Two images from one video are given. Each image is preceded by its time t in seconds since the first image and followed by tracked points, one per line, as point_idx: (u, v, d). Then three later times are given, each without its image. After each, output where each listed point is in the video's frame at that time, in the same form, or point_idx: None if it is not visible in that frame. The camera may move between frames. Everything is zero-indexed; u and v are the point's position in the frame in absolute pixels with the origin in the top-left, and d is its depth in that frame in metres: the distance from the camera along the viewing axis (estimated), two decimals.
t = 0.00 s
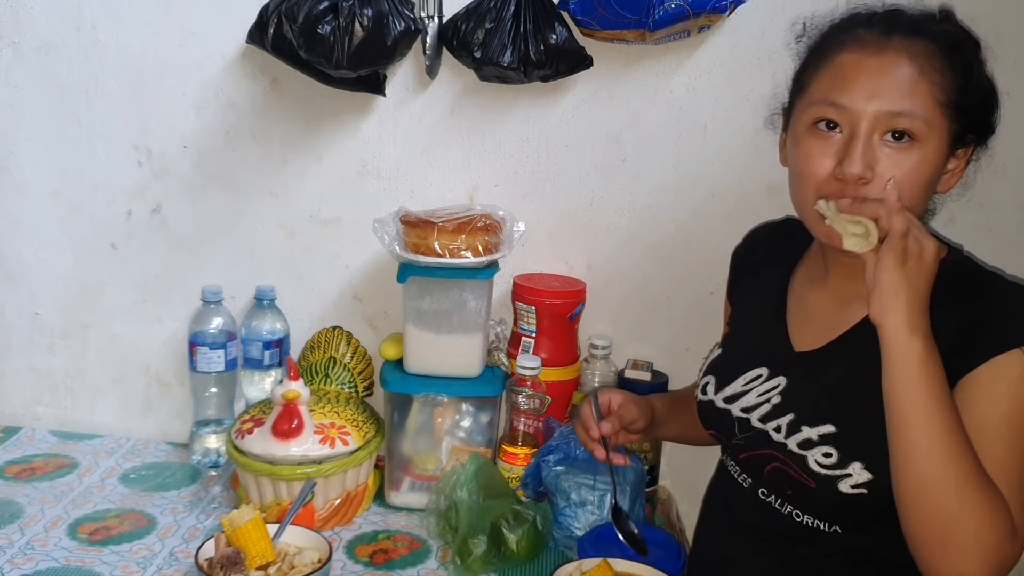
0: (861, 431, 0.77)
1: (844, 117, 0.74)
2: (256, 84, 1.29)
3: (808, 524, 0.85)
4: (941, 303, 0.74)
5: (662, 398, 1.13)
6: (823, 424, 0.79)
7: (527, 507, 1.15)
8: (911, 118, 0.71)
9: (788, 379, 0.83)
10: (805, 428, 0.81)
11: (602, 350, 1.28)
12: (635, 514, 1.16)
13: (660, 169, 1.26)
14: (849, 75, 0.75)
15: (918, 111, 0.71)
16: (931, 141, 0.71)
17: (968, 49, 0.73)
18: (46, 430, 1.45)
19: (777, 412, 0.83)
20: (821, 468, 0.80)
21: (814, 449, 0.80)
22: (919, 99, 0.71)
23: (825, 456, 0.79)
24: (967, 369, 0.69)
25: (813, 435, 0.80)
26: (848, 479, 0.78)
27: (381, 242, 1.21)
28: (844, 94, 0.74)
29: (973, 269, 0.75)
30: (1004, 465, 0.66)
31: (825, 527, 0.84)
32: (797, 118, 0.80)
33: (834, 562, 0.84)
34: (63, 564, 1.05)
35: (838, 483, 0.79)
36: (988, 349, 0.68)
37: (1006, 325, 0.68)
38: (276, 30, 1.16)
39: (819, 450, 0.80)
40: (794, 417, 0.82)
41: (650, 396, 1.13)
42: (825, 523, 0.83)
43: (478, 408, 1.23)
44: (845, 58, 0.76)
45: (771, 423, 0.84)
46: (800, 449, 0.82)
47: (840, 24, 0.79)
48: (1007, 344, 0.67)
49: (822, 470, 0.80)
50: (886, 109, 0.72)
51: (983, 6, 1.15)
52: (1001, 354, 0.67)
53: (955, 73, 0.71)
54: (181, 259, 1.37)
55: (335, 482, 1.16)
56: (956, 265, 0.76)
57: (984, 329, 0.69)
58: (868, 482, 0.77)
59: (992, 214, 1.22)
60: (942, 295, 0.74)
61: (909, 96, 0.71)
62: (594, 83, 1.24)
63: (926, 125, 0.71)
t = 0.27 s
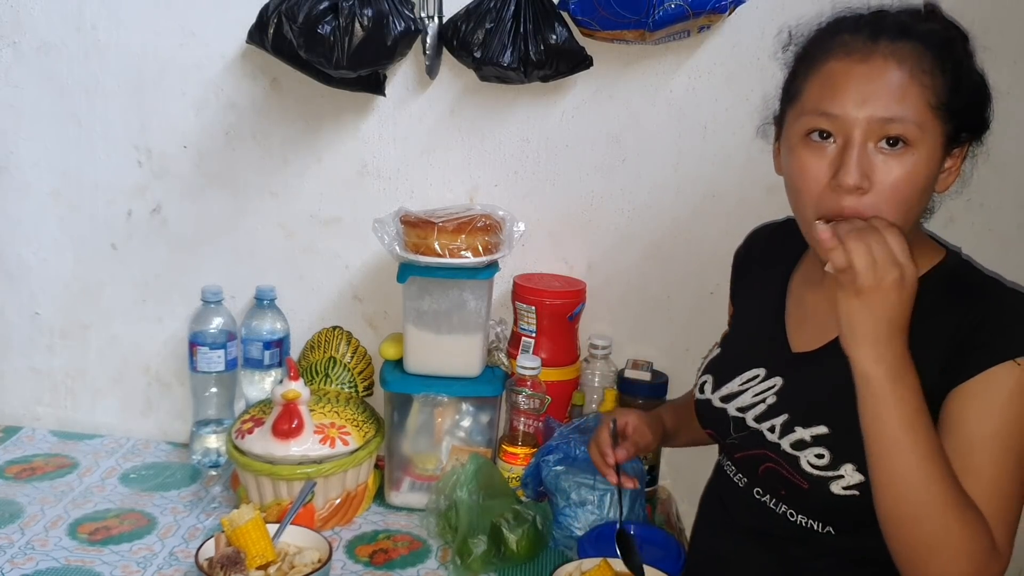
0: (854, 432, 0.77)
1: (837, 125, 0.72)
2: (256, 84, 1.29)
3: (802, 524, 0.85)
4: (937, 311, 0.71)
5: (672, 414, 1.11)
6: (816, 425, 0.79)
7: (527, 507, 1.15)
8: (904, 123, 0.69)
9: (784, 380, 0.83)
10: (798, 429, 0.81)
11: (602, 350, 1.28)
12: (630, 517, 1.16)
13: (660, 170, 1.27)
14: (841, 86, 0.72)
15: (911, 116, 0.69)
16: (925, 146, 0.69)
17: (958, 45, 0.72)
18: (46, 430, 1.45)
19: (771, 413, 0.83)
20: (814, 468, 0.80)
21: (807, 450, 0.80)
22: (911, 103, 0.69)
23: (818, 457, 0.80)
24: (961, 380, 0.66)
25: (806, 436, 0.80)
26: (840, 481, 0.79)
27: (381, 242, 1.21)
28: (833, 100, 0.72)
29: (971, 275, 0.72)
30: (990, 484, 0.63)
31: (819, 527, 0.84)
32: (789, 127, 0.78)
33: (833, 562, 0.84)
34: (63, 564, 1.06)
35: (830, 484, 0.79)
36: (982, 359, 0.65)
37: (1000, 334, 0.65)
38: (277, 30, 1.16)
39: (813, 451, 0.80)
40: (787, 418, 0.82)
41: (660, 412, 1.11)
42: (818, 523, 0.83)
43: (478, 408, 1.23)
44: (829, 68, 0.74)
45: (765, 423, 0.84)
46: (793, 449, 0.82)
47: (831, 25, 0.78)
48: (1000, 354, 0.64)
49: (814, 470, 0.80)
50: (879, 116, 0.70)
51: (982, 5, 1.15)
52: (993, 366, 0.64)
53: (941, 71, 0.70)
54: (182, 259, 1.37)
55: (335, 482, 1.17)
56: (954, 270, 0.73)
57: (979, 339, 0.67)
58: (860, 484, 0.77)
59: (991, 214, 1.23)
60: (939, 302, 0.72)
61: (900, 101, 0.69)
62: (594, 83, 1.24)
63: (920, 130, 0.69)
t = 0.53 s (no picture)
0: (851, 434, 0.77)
1: (819, 145, 0.69)
2: (256, 84, 1.30)
3: (802, 525, 0.84)
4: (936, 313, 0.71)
5: (685, 436, 1.10)
6: (813, 427, 0.79)
7: (527, 506, 1.15)
8: (887, 140, 0.65)
9: (784, 381, 0.83)
10: (795, 431, 0.81)
11: (601, 350, 1.28)
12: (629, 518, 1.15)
13: (660, 170, 1.27)
14: (824, 106, 0.68)
15: (893, 132, 0.65)
16: (910, 161, 0.65)
17: (950, 48, 0.67)
18: (46, 430, 1.45)
19: (770, 414, 0.83)
20: (810, 471, 0.80)
21: (803, 452, 0.80)
22: (891, 120, 0.65)
23: (814, 459, 0.79)
24: (956, 386, 0.66)
25: (803, 438, 0.80)
26: (836, 483, 0.78)
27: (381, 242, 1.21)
28: (819, 129, 0.68)
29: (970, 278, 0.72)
30: (978, 496, 0.63)
31: (818, 528, 0.83)
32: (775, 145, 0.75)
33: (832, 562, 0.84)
34: (63, 564, 1.06)
35: (826, 486, 0.79)
36: (978, 367, 0.65)
37: (996, 340, 0.65)
38: (277, 30, 1.16)
39: (809, 452, 0.80)
40: (786, 420, 0.82)
41: (673, 431, 1.11)
42: (818, 524, 0.83)
43: (478, 408, 1.24)
44: (812, 89, 0.69)
45: (764, 424, 0.84)
46: (790, 451, 0.82)
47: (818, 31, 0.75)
48: (995, 361, 0.64)
49: (811, 472, 0.80)
50: (859, 134, 0.66)
51: (983, 5, 1.15)
52: (988, 374, 0.64)
53: (932, 85, 0.66)
54: (182, 259, 1.37)
55: (335, 482, 1.17)
56: (954, 272, 0.73)
57: (975, 344, 0.66)
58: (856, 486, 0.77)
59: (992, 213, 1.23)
60: (937, 305, 0.71)
61: (881, 119, 0.66)
62: (594, 83, 1.24)
63: (904, 146, 0.65)
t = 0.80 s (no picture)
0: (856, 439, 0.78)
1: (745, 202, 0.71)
2: (257, 83, 1.30)
3: (807, 527, 0.85)
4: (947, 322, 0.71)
5: (693, 456, 1.09)
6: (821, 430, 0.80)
7: (527, 506, 1.15)
8: (791, 203, 0.67)
9: (793, 384, 0.83)
10: (804, 434, 0.82)
11: (602, 350, 1.29)
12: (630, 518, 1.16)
13: (660, 170, 1.27)
14: (756, 160, 0.69)
15: (793, 195, 0.66)
16: (822, 214, 0.66)
17: (889, 60, 0.68)
18: (47, 430, 1.45)
19: (778, 416, 0.84)
20: (817, 474, 0.81)
21: (811, 455, 0.81)
22: (795, 183, 0.66)
23: (822, 462, 0.80)
24: (968, 406, 0.67)
25: (812, 441, 0.81)
26: (843, 486, 0.79)
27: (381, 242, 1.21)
28: (738, 187, 0.71)
29: (983, 281, 0.72)
30: (997, 520, 0.63)
31: (823, 530, 0.84)
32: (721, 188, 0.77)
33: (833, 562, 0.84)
34: (64, 564, 1.06)
35: (833, 490, 0.80)
36: (996, 383, 0.65)
37: (1007, 357, 0.66)
38: (277, 30, 1.16)
39: (817, 455, 0.81)
40: (794, 422, 0.83)
41: (682, 450, 1.09)
42: (823, 526, 0.84)
43: (478, 408, 1.24)
44: (736, 147, 0.71)
45: (772, 425, 0.85)
46: (799, 453, 0.82)
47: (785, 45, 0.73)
48: (1006, 381, 0.64)
49: (818, 475, 0.81)
50: (762, 199, 0.68)
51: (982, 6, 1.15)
52: (1000, 396, 0.65)
53: (874, 99, 0.66)
54: (182, 259, 1.38)
55: (335, 482, 1.17)
56: (964, 276, 0.73)
57: (986, 361, 0.67)
58: (862, 490, 0.78)
59: (991, 214, 1.23)
60: (945, 312, 0.72)
61: (788, 184, 0.67)
62: (594, 83, 1.25)
63: (814, 203, 0.66)
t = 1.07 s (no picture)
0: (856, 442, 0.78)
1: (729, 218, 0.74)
2: (257, 83, 1.30)
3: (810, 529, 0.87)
4: (945, 323, 0.71)
5: (680, 469, 1.07)
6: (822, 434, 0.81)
7: (527, 506, 1.15)
8: (762, 219, 0.69)
9: (793, 388, 0.84)
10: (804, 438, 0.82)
11: (602, 350, 1.29)
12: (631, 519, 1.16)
13: (660, 170, 1.27)
14: (730, 180, 0.70)
15: (764, 213, 0.69)
16: (796, 229, 0.68)
17: (856, 72, 0.68)
18: (47, 430, 1.45)
19: (778, 420, 0.85)
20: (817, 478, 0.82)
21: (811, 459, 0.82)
22: (766, 203, 0.68)
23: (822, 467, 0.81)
24: (972, 412, 0.67)
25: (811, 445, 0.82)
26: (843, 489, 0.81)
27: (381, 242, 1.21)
28: (716, 204, 0.73)
29: (981, 280, 0.72)
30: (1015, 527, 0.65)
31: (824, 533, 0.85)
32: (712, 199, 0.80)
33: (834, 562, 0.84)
34: (64, 564, 1.06)
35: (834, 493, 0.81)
36: (998, 388, 0.66)
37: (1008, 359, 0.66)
38: (277, 30, 1.16)
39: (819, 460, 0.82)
40: (793, 426, 0.83)
41: (669, 467, 1.07)
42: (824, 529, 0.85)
43: (478, 408, 1.24)
44: (710, 166, 0.72)
45: (772, 430, 0.86)
46: (797, 458, 0.84)
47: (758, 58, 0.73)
48: (1010, 386, 0.65)
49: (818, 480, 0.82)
50: (738, 215, 0.71)
51: (982, 5, 1.15)
52: (1002, 402, 0.65)
53: (841, 112, 0.65)
54: (182, 259, 1.38)
55: (335, 482, 1.17)
56: (961, 275, 0.73)
57: (986, 362, 0.67)
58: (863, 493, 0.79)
59: (991, 214, 1.23)
60: (943, 312, 0.72)
61: (758, 205, 0.69)
62: (594, 83, 1.25)
63: (786, 220, 0.68)
